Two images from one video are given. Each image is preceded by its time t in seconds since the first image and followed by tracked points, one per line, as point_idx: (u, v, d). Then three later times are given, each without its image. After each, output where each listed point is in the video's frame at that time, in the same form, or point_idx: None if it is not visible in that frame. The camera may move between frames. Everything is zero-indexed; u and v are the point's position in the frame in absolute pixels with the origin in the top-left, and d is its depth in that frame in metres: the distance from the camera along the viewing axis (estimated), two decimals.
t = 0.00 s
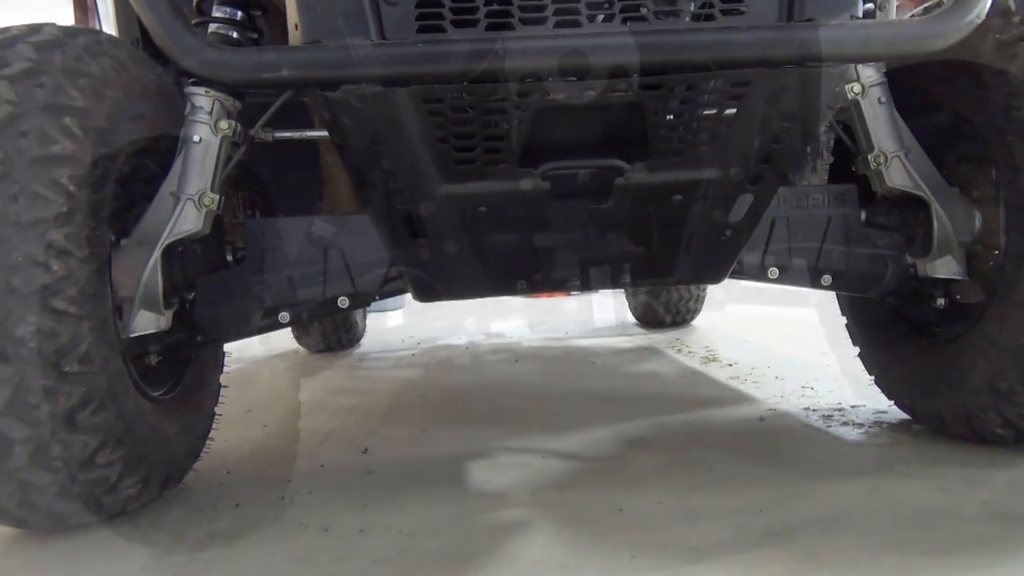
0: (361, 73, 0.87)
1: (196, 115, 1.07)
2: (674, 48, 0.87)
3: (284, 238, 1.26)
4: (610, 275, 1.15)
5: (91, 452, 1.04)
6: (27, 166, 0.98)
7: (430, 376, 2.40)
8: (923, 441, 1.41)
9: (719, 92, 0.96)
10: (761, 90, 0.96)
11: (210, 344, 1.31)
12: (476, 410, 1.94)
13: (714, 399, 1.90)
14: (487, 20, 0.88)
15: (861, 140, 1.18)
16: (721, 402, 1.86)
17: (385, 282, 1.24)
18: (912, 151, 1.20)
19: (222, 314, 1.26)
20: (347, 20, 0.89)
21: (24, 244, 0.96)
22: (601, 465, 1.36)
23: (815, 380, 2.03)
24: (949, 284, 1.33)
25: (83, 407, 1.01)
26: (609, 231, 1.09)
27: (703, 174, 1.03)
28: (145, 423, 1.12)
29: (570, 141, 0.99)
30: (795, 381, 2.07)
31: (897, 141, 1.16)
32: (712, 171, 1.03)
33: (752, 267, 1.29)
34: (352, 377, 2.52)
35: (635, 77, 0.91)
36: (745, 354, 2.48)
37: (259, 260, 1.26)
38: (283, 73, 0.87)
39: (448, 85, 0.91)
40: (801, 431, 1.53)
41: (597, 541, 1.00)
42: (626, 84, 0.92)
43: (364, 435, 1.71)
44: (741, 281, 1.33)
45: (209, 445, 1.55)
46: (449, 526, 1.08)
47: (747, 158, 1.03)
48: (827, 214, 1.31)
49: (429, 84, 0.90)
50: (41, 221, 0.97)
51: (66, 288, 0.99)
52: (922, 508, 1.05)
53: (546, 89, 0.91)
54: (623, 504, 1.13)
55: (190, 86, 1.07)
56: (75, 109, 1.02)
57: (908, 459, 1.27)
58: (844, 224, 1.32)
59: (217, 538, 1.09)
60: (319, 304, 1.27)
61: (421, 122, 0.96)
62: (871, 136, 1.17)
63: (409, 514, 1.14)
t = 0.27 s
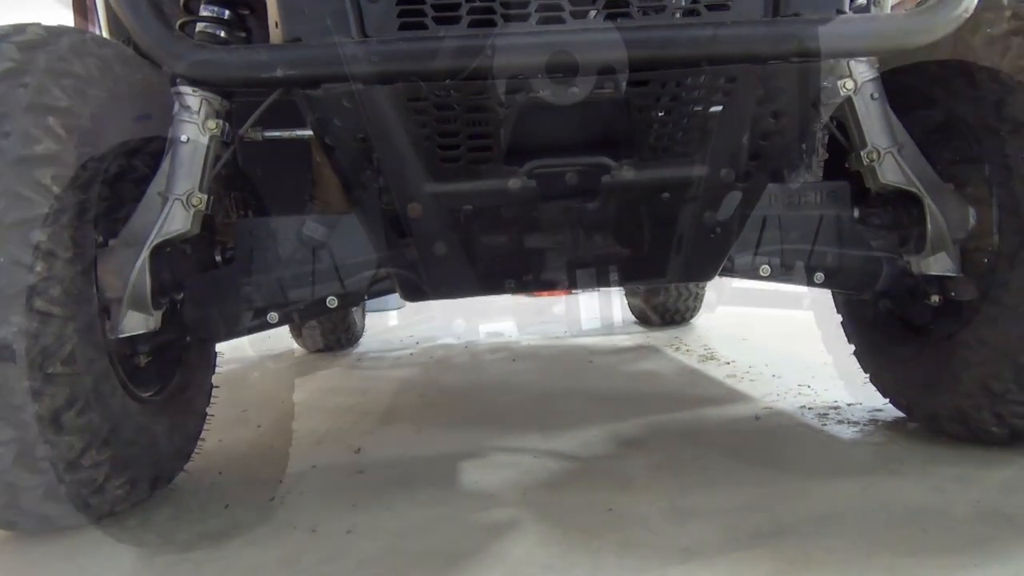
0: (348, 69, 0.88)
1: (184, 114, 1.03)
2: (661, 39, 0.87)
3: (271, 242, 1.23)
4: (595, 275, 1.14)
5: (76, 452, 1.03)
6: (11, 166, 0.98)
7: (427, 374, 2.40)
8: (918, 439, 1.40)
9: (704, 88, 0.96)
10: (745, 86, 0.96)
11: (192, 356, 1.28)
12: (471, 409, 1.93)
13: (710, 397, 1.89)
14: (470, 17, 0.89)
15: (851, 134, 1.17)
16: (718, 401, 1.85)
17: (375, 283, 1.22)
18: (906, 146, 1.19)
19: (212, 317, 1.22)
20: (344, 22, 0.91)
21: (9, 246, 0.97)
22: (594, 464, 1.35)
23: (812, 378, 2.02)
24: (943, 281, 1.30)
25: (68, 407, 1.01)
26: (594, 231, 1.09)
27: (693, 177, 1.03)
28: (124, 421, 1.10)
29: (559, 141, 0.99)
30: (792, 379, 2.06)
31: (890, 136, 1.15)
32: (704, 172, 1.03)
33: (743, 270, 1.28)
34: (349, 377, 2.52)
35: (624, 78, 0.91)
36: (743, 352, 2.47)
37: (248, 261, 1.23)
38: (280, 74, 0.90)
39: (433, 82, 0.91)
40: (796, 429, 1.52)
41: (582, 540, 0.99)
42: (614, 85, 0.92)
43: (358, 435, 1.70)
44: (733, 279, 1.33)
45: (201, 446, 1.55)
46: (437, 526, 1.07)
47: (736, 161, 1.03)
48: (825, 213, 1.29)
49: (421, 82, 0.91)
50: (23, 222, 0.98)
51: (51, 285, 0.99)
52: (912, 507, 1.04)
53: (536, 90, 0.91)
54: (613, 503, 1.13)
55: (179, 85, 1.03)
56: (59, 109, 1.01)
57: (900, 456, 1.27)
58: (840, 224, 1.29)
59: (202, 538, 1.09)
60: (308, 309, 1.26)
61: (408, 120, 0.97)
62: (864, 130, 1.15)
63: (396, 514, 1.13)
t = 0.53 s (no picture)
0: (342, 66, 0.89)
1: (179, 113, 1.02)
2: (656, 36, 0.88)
3: (265, 242, 1.21)
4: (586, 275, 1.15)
5: (69, 450, 1.04)
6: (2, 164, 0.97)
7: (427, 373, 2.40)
8: (915, 439, 1.39)
9: (694, 84, 0.97)
10: (735, 85, 0.96)
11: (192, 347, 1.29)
12: (469, 408, 1.93)
13: (710, 397, 1.88)
14: (457, 14, 0.89)
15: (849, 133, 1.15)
16: (717, 400, 1.84)
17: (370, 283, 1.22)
18: (903, 143, 1.18)
19: (207, 317, 1.21)
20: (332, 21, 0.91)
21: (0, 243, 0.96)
22: (589, 463, 1.34)
23: (812, 377, 2.01)
24: (939, 279, 1.26)
25: (59, 406, 1.01)
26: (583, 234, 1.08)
27: (685, 181, 1.02)
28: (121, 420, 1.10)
29: (550, 143, 0.99)
30: (792, 378, 2.04)
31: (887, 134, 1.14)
32: (696, 176, 1.02)
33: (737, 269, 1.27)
34: (350, 376, 2.52)
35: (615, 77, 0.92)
36: (744, 351, 2.46)
37: (244, 261, 1.21)
38: (277, 74, 0.90)
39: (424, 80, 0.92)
40: (795, 428, 1.51)
41: (573, 540, 0.99)
42: (606, 85, 0.93)
43: (354, 433, 1.70)
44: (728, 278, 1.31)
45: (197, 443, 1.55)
46: (428, 526, 1.07)
47: (732, 169, 1.02)
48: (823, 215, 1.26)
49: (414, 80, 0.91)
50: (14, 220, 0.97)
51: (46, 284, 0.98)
52: (908, 507, 1.03)
53: (528, 89, 0.91)
54: (606, 502, 1.12)
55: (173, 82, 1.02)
56: (50, 108, 1.02)
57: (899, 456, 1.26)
58: (840, 227, 1.27)
59: (197, 536, 1.09)
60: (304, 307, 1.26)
61: (399, 119, 0.98)
62: (859, 127, 1.13)
63: (390, 512, 1.13)
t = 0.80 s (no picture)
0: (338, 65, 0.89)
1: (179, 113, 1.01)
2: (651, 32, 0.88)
3: (258, 245, 1.18)
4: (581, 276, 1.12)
5: (67, 450, 1.03)
6: None
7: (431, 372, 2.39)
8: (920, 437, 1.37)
9: (692, 79, 0.97)
10: (731, 81, 0.96)
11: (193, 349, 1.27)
12: (473, 407, 1.93)
13: (715, 395, 1.87)
14: (448, 11, 0.89)
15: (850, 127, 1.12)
16: (722, 398, 1.83)
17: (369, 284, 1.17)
18: (908, 136, 1.14)
19: (205, 317, 1.17)
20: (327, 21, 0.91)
21: None
22: (590, 463, 1.33)
23: (819, 374, 2.00)
24: (944, 275, 1.21)
25: (55, 407, 1.00)
26: (577, 237, 1.05)
27: (683, 180, 1.01)
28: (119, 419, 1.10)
29: (543, 142, 0.97)
30: (799, 376, 2.02)
31: (889, 127, 1.11)
32: (694, 174, 1.01)
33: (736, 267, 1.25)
34: (354, 376, 2.52)
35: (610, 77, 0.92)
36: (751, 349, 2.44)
37: (240, 261, 1.18)
38: (277, 74, 0.91)
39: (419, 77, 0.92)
40: (800, 427, 1.49)
41: (571, 540, 0.98)
42: (603, 85, 0.93)
43: (357, 432, 1.70)
44: (728, 273, 1.29)
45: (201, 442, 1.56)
46: (426, 525, 1.06)
47: (731, 167, 1.01)
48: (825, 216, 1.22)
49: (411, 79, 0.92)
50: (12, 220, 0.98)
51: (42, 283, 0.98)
52: (911, 507, 1.02)
53: (525, 87, 0.91)
54: (606, 501, 1.11)
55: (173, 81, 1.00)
56: (47, 108, 1.02)
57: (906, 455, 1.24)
58: (842, 228, 1.23)
59: (195, 535, 1.09)
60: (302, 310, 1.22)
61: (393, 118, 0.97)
62: (861, 122, 1.11)
63: (388, 512, 1.12)
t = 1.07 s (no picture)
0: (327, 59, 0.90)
1: (178, 110, 0.98)
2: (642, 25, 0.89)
3: (249, 247, 1.15)
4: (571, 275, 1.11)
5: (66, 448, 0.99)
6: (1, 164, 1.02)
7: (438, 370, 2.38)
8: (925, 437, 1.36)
9: (691, 75, 0.98)
10: (723, 79, 0.95)
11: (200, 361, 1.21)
12: (478, 407, 1.93)
13: (721, 391, 1.85)
14: (442, 6, 0.89)
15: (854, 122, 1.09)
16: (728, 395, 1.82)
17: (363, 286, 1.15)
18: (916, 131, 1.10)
19: (199, 319, 1.14)
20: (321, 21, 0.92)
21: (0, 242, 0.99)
22: (592, 462, 1.32)
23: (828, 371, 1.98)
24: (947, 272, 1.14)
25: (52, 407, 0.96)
26: (567, 238, 1.04)
27: (679, 182, 0.99)
28: (145, 427, 1.00)
29: (532, 145, 0.95)
30: (807, 374, 2.00)
31: (896, 120, 1.07)
32: (688, 175, 0.99)
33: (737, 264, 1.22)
34: (361, 374, 2.52)
35: (601, 73, 0.92)
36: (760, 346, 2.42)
37: (236, 262, 1.15)
38: (276, 74, 0.97)
39: (411, 71, 0.94)
40: (806, 423, 1.48)
41: (566, 540, 0.98)
42: (595, 84, 0.93)
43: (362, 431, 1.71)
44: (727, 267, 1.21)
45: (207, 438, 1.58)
46: (422, 529, 1.06)
47: (727, 169, 0.98)
48: (835, 216, 1.14)
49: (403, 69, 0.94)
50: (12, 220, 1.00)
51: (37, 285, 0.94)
52: (912, 506, 1.01)
53: (515, 88, 0.91)
54: (604, 501, 1.10)
55: (173, 82, 1.00)
56: (48, 107, 1.04)
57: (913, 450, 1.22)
58: (842, 230, 1.15)
59: (194, 533, 1.10)
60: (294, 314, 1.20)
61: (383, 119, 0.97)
62: (868, 117, 1.08)
63: (385, 518, 1.12)
